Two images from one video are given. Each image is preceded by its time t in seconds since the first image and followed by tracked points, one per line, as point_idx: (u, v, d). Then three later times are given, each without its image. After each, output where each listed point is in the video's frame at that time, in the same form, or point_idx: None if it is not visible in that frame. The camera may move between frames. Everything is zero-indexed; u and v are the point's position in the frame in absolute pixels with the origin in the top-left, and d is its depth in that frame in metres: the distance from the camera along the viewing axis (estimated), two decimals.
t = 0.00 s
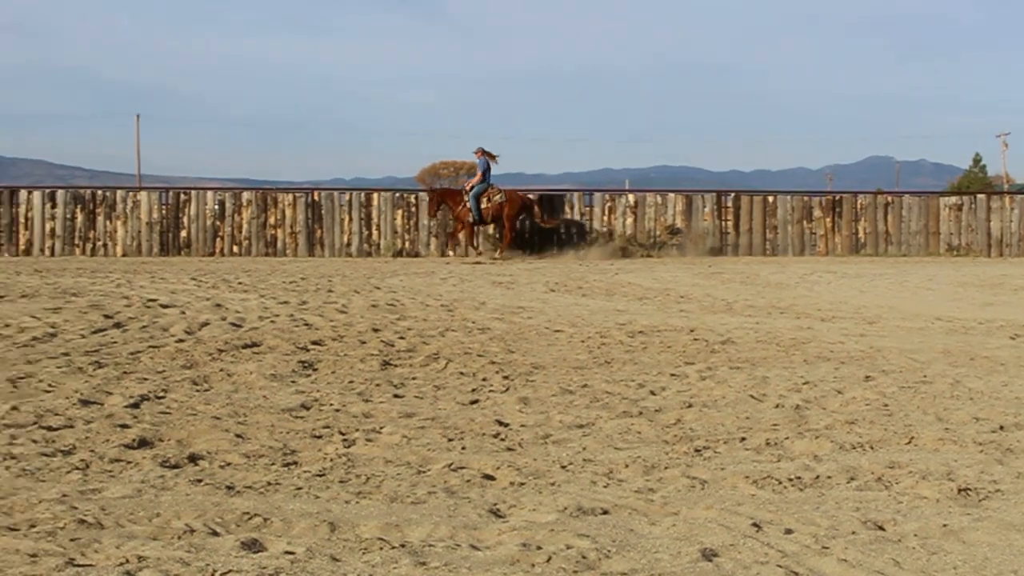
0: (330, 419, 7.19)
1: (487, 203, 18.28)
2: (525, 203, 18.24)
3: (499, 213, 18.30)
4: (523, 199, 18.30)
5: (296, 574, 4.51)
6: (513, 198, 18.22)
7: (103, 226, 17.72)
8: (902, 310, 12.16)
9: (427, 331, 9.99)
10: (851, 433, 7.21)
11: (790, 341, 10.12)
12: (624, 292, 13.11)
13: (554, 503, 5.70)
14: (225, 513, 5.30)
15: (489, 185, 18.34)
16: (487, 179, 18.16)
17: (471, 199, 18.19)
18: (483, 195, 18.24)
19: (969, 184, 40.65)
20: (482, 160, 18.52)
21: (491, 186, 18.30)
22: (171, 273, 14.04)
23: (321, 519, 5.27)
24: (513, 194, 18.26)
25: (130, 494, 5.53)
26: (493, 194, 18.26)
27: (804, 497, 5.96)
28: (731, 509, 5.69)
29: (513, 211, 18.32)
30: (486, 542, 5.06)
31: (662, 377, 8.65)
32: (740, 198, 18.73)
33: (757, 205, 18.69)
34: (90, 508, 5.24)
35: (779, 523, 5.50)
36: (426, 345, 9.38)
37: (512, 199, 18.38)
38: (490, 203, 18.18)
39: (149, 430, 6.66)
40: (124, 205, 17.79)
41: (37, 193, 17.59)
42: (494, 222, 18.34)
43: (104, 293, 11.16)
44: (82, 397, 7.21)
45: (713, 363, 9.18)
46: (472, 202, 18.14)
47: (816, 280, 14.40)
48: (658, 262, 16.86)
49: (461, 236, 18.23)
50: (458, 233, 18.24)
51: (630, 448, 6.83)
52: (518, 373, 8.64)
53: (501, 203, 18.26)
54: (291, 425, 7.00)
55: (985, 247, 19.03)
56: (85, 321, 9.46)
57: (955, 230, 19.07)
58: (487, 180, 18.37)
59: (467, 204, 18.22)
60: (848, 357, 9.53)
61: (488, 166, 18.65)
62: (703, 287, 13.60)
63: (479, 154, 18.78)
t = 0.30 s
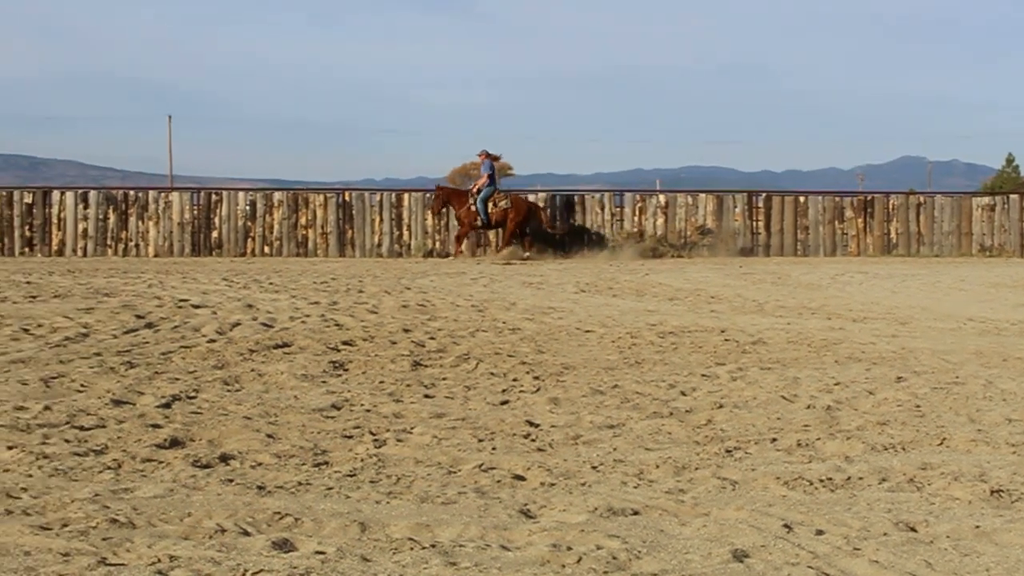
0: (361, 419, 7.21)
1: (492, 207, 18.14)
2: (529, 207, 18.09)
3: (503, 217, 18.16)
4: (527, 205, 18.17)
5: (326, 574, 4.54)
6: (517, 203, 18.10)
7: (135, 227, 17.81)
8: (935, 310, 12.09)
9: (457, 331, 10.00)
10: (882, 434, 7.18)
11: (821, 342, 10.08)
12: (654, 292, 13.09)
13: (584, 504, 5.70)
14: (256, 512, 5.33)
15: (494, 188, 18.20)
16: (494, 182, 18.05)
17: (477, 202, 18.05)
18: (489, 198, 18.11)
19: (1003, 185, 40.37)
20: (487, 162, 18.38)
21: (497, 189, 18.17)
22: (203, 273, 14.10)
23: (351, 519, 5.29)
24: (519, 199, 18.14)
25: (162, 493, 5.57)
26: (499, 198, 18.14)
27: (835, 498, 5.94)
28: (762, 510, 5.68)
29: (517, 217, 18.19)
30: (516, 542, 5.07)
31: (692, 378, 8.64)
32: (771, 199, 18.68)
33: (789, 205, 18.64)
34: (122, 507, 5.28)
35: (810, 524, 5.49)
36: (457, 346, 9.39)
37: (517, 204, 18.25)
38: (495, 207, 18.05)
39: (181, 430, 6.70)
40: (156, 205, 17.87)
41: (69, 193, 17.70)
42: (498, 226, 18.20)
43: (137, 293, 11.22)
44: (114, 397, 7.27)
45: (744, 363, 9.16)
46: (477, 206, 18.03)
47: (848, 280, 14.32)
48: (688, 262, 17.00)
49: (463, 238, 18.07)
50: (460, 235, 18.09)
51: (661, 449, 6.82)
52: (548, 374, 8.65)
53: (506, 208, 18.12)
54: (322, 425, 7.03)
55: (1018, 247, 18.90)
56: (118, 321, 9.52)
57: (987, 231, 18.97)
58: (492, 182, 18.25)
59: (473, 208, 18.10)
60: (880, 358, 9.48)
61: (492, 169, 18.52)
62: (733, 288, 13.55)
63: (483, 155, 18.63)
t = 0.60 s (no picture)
0: (393, 420, 7.24)
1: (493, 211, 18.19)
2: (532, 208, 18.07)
3: (505, 220, 18.23)
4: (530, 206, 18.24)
5: (359, 574, 4.56)
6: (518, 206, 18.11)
7: (168, 228, 17.87)
8: (968, 311, 12.01)
9: (489, 332, 10.02)
10: (916, 436, 7.14)
11: (853, 343, 10.04)
12: (686, 293, 13.06)
13: (617, 505, 5.71)
14: (290, 513, 5.36)
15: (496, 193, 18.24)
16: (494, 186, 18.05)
17: (478, 206, 18.08)
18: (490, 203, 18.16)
19: None
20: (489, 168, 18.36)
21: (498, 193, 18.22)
22: (235, 274, 14.19)
23: (384, 519, 5.32)
24: (521, 201, 18.19)
25: (195, 493, 5.61)
26: (500, 202, 18.20)
27: (868, 500, 5.92)
28: (795, 511, 5.67)
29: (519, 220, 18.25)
30: (549, 543, 5.08)
31: (725, 379, 8.63)
32: (803, 199, 18.60)
33: (821, 206, 18.57)
34: (155, 508, 5.32)
35: (844, 525, 5.47)
36: (488, 346, 9.41)
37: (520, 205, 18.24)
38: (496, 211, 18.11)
39: (214, 430, 6.75)
40: (188, 206, 17.93)
41: (103, 194, 17.75)
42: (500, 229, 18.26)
43: (170, 294, 11.29)
44: (148, 397, 7.32)
45: (777, 365, 9.14)
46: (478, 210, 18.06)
47: (881, 282, 14.24)
48: (719, 263, 17.05)
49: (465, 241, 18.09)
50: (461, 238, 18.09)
51: (693, 450, 6.82)
52: (580, 374, 8.65)
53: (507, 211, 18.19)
54: (354, 426, 7.07)
55: None
56: (151, 321, 9.60)
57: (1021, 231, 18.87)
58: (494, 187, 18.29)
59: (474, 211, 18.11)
60: (913, 359, 9.43)
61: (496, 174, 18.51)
62: (765, 289, 13.50)
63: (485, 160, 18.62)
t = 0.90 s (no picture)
0: (437, 420, 7.27)
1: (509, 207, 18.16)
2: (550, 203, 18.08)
3: (522, 216, 18.20)
4: (547, 200, 18.17)
5: (404, 574, 4.59)
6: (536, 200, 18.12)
7: (214, 228, 17.98)
8: (1016, 312, 11.89)
9: (533, 333, 10.04)
10: (963, 437, 7.09)
11: (900, 344, 9.97)
12: (731, 294, 13.00)
13: (661, 506, 5.71)
14: (335, 513, 5.40)
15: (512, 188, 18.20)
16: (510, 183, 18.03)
17: (494, 204, 18.06)
18: (506, 199, 18.13)
19: None
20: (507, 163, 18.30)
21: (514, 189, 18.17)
22: (279, 274, 14.29)
23: (429, 520, 5.34)
24: (538, 197, 18.15)
25: (241, 493, 5.66)
26: (516, 197, 18.15)
27: (915, 502, 5.89)
28: (840, 513, 5.65)
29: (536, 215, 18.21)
30: (593, 544, 5.08)
31: (770, 380, 8.60)
32: (849, 200, 18.49)
33: (866, 207, 18.46)
34: (201, 507, 5.38)
35: (889, 527, 5.45)
36: (532, 347, 9.43)
37: (538, 200, 18.22)
38: (512, 208, 18.08)
39: (260, 431, 6.80)
40: (234, 207, 18.06)
41: (149, 195, 17.89)
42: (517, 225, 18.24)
43: (216, 295, 11.38)
44: (194, 397, 7.40)
45: (822, 366, 9.10)
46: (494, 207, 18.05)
47: (927, 283, 14.12)
48: (764, 264, 17.04)
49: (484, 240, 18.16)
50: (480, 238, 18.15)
51: (738, 451, 6.80)
52: (624, 376, 8.65)
53: (524, 206, 18.15)
54: (398, 426, 7.10)
55: None
56: (196, 322, 9.68)
57: None
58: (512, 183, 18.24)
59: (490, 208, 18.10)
60: (960, 360, 9.35)
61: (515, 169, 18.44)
62: (810, 290, 13.42)
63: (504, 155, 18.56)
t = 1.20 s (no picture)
0: (461, 421, 7.28)
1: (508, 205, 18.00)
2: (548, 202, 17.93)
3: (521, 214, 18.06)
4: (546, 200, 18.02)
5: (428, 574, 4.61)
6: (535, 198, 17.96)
7: (239, 230, 18.03)
8: None
9: (557, 334, 10.04)
10: (989, 439, 7.06)
11: (925, 345, 9.93)
12: (756, 295, 12.97)
13: (686, 507, 5.70)
14: (360, 513, 5.42)
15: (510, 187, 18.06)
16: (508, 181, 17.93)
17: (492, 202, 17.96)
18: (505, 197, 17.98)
19: None
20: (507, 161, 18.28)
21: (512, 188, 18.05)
22: (303, 275, 14.33)
23: (453, 520, 5.36)
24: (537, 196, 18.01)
25: (266, 494, 5.69)
26: (515, 195, 17.99)
27: (941, 503, 5.87)
28: (866, 515, 5.64)
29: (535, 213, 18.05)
30: (618, 545, 5.08)
31: (795, 381, 8.59)
32: (875, 200, 18.45)
33: (892, 207, 18.42)
34: (226, 508, 5.40)
35: (915, 529, 5.43)
36: (557, 348, 9.43)
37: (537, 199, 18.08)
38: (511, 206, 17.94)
39: (284, 431, 6.82)
40: (259, 208, 18.10)
41: (174, 197, 17.95)
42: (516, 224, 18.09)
43: (240, 296, 11.42)
44: (219, 398, 7.43)
45: (848, 367, 9.07)
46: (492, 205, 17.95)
47: (953, 283, 14.05)
48: (789, 264, 17.00)
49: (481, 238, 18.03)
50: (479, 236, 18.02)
51: (763, 452, 6.78)
52: (649, 377, 8.63)
53: (523, 204, 17.99)
54: (423, 427, 7.11)
55: None
56: (221, 323, 9.71)
57: None
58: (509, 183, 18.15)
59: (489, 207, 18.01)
60: (987, 361, 9.31)
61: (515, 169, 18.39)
62: (835, 291, 13.37)
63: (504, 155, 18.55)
